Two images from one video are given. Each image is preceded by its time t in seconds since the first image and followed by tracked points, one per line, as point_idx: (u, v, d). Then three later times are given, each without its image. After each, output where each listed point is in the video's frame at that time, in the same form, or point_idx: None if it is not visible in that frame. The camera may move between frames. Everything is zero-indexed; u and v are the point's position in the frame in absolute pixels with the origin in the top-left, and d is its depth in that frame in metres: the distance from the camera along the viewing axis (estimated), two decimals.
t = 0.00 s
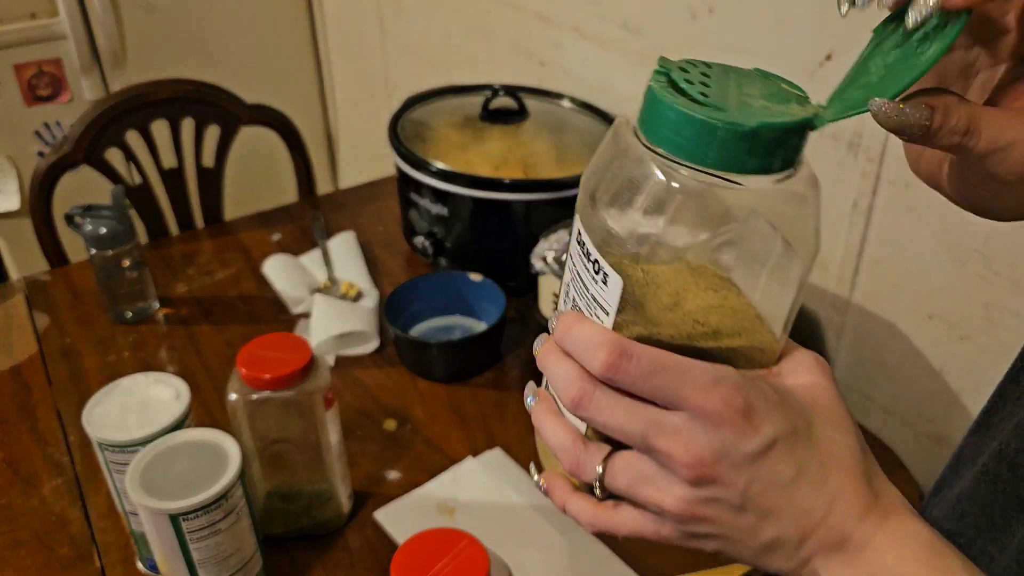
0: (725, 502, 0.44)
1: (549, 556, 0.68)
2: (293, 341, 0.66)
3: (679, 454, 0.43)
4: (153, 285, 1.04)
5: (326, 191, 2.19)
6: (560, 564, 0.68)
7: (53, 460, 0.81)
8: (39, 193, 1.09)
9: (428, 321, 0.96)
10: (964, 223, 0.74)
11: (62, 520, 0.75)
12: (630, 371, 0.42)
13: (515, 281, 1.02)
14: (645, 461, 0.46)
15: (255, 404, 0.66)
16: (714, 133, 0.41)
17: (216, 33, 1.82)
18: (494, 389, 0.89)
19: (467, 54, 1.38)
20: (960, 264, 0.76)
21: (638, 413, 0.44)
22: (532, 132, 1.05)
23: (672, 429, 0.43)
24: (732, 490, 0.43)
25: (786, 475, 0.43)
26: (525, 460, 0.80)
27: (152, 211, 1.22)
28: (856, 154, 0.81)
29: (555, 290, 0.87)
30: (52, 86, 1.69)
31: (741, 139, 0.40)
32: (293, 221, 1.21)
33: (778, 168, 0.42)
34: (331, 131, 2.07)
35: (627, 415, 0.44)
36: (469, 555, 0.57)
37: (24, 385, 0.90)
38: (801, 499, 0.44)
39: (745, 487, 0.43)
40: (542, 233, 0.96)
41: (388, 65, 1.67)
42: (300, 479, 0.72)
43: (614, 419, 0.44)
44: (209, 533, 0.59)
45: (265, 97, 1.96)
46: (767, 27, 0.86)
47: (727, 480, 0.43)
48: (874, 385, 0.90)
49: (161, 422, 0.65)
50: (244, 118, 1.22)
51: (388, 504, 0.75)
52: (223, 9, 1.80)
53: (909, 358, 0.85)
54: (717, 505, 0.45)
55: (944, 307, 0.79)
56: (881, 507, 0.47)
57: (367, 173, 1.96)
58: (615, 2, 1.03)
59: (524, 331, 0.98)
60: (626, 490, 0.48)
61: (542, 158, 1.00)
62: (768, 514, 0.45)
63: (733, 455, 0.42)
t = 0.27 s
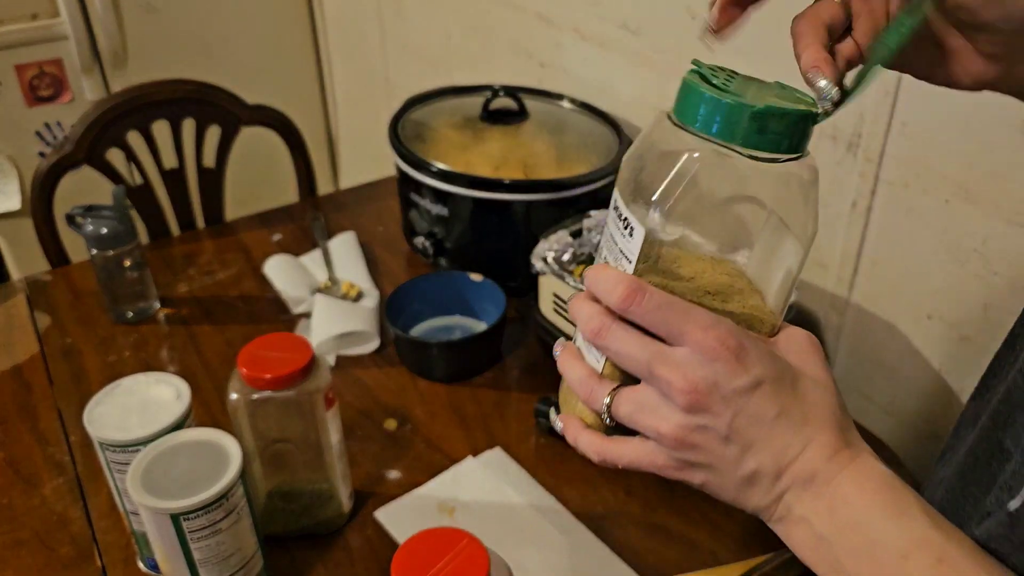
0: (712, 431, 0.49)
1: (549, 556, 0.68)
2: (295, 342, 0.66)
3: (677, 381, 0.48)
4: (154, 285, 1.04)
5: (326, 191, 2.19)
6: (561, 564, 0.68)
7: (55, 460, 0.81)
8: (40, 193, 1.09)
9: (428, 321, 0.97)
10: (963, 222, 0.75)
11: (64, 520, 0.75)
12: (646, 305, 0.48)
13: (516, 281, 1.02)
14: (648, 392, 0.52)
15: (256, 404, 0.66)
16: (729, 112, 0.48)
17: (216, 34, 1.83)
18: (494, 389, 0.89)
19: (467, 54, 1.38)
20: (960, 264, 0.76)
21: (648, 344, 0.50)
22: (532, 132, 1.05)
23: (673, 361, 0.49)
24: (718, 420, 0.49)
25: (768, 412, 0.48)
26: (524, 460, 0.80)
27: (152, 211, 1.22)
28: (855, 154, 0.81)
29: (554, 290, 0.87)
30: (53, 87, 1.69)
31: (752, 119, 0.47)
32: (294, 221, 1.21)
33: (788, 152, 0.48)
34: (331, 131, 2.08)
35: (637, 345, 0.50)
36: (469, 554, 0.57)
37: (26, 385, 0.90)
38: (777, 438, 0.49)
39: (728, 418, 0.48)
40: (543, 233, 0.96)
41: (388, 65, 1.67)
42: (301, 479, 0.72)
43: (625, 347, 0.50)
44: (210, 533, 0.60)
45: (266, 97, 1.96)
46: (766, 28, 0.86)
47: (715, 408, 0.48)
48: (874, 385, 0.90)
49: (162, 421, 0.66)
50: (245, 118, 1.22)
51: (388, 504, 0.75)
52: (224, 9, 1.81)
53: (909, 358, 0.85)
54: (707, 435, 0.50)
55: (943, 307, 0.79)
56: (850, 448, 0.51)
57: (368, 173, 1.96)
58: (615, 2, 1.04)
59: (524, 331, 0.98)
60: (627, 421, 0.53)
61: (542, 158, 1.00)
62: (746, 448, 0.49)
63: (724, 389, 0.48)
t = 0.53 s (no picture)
0: (706, 362, 0.53)
1: (549, 555, 0.68)
2: (294, 342, 0.66)
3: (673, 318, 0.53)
4: (154, 285, 1.04)
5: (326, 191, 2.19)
6: (561, 563, 0.68)
7: (55, 460, 0.81)
8: (41, 193, 1.09)
9: (428, 321, 0.97)
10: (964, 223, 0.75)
11: (65, 519, 0.75)
12: (650, 250, 0.54)
13: (515, 281, 1.02)
14: (655, 329, 0.56)
15: (256, 404, 0.66)
16: (734, 96, 0.55)
17: (217, 34, 1.83)
18: (495, 389, 0.89)
19: (467, 55, 1.39)
20: (959, 265, 0.76)
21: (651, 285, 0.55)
22: (532, 133, 1.05)
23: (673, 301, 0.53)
24: (711, 352, 0.52)
25: (753, 346, 0.52)
26: (524, 460, 0.80)
27: (153, 211, 1.22)
28: (855, 154, 0.81)
29: (554, 290, 0.87)
30: (54, 87, 1.69)
31: (750, 100, 0.54)
32: (294, 221, 1.21)
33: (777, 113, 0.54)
34: (331, 131, 2.08)
35: (642, 286, 0.55)
36: (469, 553, 0.57)
37: (26, 385, 0.90)
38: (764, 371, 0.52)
39: (721, 349, 0.52)
40: (543, 233, 0.96)
41: (388, 66, 1.67)
42: (301, 478, 0.72)
43: (632, 288, 0.55)
44: (210, 532, 0.60)
45: (266, 97, 1.96)
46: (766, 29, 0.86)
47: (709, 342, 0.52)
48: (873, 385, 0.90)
49: (162, 421, 0.66)
50: (245, 118, 1.23)
51: (388, 504, 0.75)
52: (224, 9, 1.81)
53: (908, 358, 0.85)
54: (700, 365, 0.53)
55: (943, 308, 0.79)
56: (824, 380, 0.53)
57: (368, 173, 1.97)
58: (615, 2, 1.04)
59: (524, 331, 0.98)
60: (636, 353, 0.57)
61: (542, 158, 1.00)
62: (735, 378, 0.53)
63: (716, 325, 0.52)
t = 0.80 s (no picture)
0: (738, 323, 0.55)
1: (549, 555, 0.69)
2: (295, 342, 0.67)
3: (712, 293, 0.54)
4: (155, 285, 1.04)
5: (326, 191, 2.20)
6: (561, 563, 0.68)
7: (56, 460, 0.81)
8: (43, 194, 1.10)
9: (429, 321, 0.97)
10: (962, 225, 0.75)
11: (65, 519, 0.75)
12: (693, 229, 0.57)
13: (515, 281, 1.03)
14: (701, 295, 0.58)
15: (257, 404, 0.67)
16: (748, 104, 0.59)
17: (217, 34, 1.83)
18: (495, 388, 0.90)
19: (467, 56, 1.39)
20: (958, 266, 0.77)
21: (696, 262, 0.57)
22: (532, 133, 1.05)
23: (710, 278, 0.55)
24: (741, 314, 0.54)
25: (780, 307, 0.52)
26: (525, 459, 0.80)
27: (153, 211, 1.22)
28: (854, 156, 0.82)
29: (554, 290, 0.87)
30: (55, 88, 1.70)
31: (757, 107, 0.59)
32: (294, 221, 1.22)
33: (755, 125, 0.59)
34: (331, 132, 2.09)
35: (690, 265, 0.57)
36: (470, 552, 0.57)
37: (28, 385, 0.91)
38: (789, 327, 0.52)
39: (750, 310, 0.54)
40: (543, 233, 0.97)
41: (388, 67, 1.67)
42: (303, 478, 0.73)
43: (677, 264, 0.58)
44: (212, 532, 0.60)
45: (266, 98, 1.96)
46: (766, 29, 0.86)
47: (739, 305, 0.54)
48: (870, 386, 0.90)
49: (164, 421, 0.66)
50: (246, 119, 1.23)
51: (389, 503, 0.75)
52: (225, 10, 1.81)
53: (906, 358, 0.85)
54: (732, 327, 0.55)
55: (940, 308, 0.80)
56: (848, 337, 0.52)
57: (368, 174, 1.97)
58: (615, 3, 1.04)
59: (524, 331, 0.99)
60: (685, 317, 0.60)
61: (542, 159, 1.01)
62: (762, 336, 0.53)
63: (745, 291, 0.53)
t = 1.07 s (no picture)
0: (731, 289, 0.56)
1: (549, 551, 0.70)
2: (299, 342, 0.68)
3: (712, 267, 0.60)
4: (159, 285, 1.06)
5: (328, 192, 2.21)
6: (561, 559, 0.69)
7: (62, 458, 0.82)
8: (48, 195, 1.11)
9: (430, 320, 0.98)
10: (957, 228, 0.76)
11: (71, 516, 0.76)
12: (692, 224, 0.63)
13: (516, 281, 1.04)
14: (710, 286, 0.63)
15: (261, 402, 0.68)
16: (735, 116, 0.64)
17: (220, 37, 1.84)
18: (496, 387, 0.91)
19: (468, 58, 1.40)
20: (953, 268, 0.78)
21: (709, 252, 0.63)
22: (532, 135, 1.07)
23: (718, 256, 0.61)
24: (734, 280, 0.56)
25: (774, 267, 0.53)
26: (525, 457, 0.81)
27: (157, 212, 1.23)
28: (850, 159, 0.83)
29: (554, 290, 0.88)
30: (59, 90, 1.71)
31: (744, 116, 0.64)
32: (297, 222, 1.23)
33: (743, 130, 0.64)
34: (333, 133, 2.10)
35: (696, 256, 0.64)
36: (470, 548, 0.58)
37: (34, 384, 0.92)
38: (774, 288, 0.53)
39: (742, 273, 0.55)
40: (543, 234, 0.98)
41: (390, 69, 1.69)
42: (306, 475, 0.74)
43: (684, 256, 0.65)
44: (215, 529, 0.61)
45: (268, 100, 1.98)
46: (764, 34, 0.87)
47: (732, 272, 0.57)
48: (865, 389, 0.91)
49: (168, 419, 0.67)
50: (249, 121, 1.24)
51: (391, 500, 0.76)
52: (227, 12, 1.82)
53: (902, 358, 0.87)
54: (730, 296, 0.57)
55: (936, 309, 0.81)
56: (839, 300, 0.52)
57: (369, 175, 1.98)
58: (615, 7, 1.05)
59: (524, 330, 1.00)
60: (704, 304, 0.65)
61: (542, 160, 1.02)
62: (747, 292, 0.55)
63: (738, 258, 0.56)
